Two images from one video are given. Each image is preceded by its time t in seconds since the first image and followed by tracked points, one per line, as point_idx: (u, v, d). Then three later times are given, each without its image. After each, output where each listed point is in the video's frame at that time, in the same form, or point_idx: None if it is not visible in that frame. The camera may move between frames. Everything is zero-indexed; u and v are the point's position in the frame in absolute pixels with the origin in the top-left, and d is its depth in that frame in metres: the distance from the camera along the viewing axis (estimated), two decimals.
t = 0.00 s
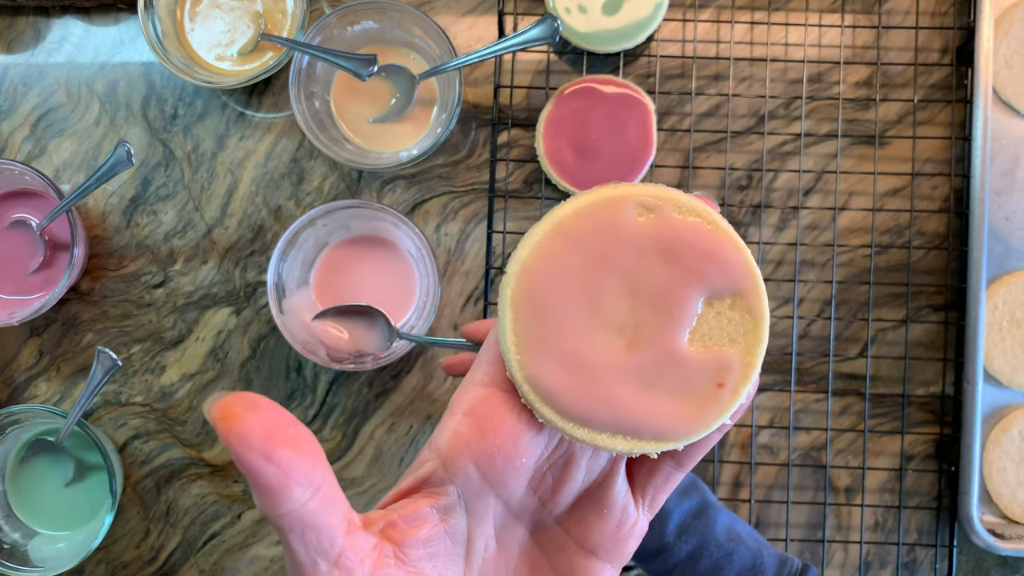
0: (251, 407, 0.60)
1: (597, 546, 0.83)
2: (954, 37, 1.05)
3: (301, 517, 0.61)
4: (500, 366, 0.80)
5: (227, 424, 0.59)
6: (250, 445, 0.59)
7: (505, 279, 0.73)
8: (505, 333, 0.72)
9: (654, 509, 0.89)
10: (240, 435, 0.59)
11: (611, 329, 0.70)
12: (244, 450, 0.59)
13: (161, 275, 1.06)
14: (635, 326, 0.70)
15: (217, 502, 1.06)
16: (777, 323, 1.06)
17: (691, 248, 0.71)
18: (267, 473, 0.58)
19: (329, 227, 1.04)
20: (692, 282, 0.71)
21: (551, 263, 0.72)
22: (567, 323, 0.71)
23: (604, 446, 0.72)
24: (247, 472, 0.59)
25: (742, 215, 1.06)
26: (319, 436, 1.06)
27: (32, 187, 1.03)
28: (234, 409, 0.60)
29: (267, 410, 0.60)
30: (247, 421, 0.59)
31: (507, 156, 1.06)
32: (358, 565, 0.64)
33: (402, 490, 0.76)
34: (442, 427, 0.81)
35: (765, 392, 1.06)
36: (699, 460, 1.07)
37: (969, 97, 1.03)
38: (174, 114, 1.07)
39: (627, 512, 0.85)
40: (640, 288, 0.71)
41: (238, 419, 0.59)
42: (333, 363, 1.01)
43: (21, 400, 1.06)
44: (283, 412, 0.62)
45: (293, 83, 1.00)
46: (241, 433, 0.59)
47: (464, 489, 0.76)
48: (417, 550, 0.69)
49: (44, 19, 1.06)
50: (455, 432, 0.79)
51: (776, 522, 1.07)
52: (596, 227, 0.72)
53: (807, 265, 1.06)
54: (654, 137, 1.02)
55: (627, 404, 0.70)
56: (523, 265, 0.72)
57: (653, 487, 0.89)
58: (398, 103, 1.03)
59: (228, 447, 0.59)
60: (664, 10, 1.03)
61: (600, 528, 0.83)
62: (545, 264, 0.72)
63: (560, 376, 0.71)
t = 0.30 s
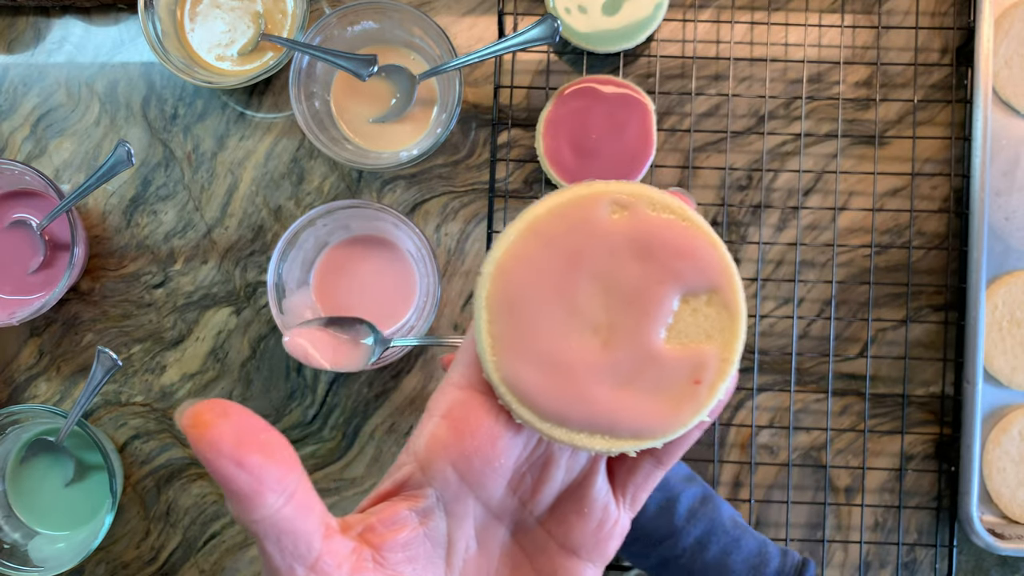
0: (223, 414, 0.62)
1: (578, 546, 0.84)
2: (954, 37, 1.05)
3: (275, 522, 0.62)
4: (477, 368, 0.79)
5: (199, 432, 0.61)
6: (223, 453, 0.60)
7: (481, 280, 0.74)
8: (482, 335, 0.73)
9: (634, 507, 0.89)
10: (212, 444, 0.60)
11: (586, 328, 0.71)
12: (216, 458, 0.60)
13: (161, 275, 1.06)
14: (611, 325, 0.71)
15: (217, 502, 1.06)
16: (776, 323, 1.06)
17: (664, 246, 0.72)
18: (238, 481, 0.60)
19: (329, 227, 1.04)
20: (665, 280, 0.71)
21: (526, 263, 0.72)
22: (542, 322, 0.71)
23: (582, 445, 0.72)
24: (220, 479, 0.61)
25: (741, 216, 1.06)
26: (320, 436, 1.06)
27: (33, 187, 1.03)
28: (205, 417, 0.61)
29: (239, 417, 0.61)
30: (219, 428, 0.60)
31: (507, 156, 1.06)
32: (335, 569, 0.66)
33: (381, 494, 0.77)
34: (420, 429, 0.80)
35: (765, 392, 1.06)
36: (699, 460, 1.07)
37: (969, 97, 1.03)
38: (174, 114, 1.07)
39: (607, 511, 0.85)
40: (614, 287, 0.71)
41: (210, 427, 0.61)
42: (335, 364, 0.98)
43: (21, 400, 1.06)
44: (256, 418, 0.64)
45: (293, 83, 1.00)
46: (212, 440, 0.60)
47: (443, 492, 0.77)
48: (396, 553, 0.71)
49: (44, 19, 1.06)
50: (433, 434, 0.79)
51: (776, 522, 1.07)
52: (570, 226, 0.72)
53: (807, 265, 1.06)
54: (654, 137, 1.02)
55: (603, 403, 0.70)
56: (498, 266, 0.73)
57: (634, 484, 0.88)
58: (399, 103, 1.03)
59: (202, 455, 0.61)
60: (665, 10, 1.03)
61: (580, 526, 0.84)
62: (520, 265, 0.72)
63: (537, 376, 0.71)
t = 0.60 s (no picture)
0: (127, 424, 0.63)
1: (505, 528, 0.82)
2: (954, 37, 1.05)
3: (189, 524, 0.62)
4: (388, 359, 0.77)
5: (101, 443, 0.62)
6: (125, 461, 0.61)
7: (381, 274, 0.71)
8: (386, 327, 0.70)
9: (560, 486, 0.88)
10: (114, 452, 0.61)
11: (489, 310, 0.68)
12: (121, 466, 0.61)
13: (161, 275, 1.06)
14: (512, 305, 0.68)
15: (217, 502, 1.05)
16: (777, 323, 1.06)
17: (559, 223, 0.68)
18: (144, 486, 0.60)
19: (329, 227, 1.04)
20: (562, 256, 0.68)
21: (424, 252, 0.69)
22: (443, 308, 0.68)
23: (494, 427, 0.69)
24: (129, 486, 0.62)
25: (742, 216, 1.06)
26: (319, 436, 1.06)
27: (32, 187, 1.03)
28: (106, 426, 0.62)
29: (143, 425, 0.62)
30: (120, 437, 0.61)
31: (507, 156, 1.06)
32: (257, 569, 0.65)
33: (303, 492, 0.76)
34: (337, 426, 0.80)
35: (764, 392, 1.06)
36: (699, 460, 1.06)
37: (969, 97, 1.03)
38: (174, 114, 1.07)
39: (530, 491, 0.84)
40: (511, 268, 0.68)
41: (111, 435, 0.62)
42: (333, 363, 1.01)
43: (21, 400, 1.06)
44: (162, 427, 0.64)
45: (293, 83, 1.00)
46: (114, 449, 0.61)
47: (362, 485, 0.77)
48: (321, 548, 0.70)
49: (44, 19, 1.06)
50: (349, 430, 0.78)
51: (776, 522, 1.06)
52: (465, 211, 0.69)
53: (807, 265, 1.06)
54: (654, 138, 1.03)
55: (509, 382, 0.68)
56: (395, 257, 0.70)
57: (556, 464, 0.87)
58: (399, 103, 1.03)
59: (107, 465, 0.62)
60: (664, 9, 1.03)
61: (506, 509, 0.82)
62: (417, 254, 0.69)
63: (443, 361, 0.69)
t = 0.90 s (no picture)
0: (173, 378, 0.59)
1: (530, 497, 0.83)
2: (955, 37, 1.04)
3: (233, 482, 0.60)
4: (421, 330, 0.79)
5: (150, 397, 0.57)
6: (175, 415, 0.57)
7: (414, 251, 0.75)
8: (419, 298, 0.74)
9: (581, 458, 0.89)
10: (164, 407, 0.57)
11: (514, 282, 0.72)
12: (169, 420, 0.57)
13: (161, 274, 1.06)
14: (538, 276, 0.72)
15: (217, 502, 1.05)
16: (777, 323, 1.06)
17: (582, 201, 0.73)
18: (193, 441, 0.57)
19: (329, 227, 1.04)
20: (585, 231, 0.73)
21: (455, 228, 0.74)
22: (473, 280, 0.73)
23: (521, 393, 0.73)
24: (174, 440, 0.58)
25: (742, 216, 1.06)
26: (319, 436, 1.06)
27: (32, 187, 1.03)
28: (156, 381, 0.58)
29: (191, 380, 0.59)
30: (168, 391, 0.57)
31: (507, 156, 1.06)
32: (295, 530, 0.64)
33: (336, 459, 0.76)
34: (371, 395, 0.81)
35: (765, 392, 1.06)
36: (699, 460, 1.06)
37: (970, 97, 1.03)
38: (174, 114, 1.07)
39: (554, 461, 0.86)
40: (538, 242, 0.73)
41: (161, 391, 0.57)
42: (333, 363, 1.01)
43: (21, 400, 1.06)
44: (206, 382, 0.61)
45: (293, 83, 1.00)
46: (164, 405, 0.57)
47: (395, 451, 0.77)
48: (354, 513, 0.69)
49: (44, 19, 1.06)
50: (382, 397, 0.79)
51: (776, 523, 1.06)
52: (494, 190, 0.74)
53: (807, 265, 1.06)
54: (654, 137, 1.02)
55: (536, 349, 0.72)
56: (426, 235, 0.74)
57: (578, 434, 0.88)
58: (399, 103, 1.03)
59: (154, 420, 0.58)
60: (665, 9, 1.03)
61: (530, 475, 0.84)
62: (449, 230, 0.74)
63: (473, 330, 0.73)
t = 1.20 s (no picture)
0: (196, 368, 0.60)
1: (545, 490, 0.83)
2: (955, 37, 1.04)
3: (253, 472, 0.61)
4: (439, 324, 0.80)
5: (174, 386, 0.58)
6: (197, 404, 0.58)
7: (433, 245, 0.75)
8: (438, 292, 0.74)
9: (596, 452, 0.88)
10: (187, 396, 0.58)
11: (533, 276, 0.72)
12: (191, 410, 0.58)
13: (161, 275, 1.06)
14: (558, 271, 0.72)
15: (217, 502, 1.05)
16: (777, 323, 1.06)
17: (601, 197, 0.73)
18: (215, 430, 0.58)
19: (329, 227, 1.04)
20: (605, 227, 0.72)
21: (475, 223, 0.74)
22: (491, 275, 0.73)
23: (539, 387, 0.73)
24: (196, 430, 0.59)
25: (742, 216, 1.06)
26: (319, 436, 1.06)
27: (32, 187, 1.03)
28: (179, 371, 0.59)
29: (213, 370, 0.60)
30: (191, 381, 0.58)
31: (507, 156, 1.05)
32: (313, 520, 0.65)
33: (354, 450, 0.76)
34: (389, 387, 0.81)
35: (765, 392, 1.06)
36: (700, 460, 1.06)
37: (970, 97, 1.03)
38: (174, 114, 1.07)
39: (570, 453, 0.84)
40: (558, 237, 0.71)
41: (184, 380, 0.59)
42: (333, 363, 1.01)
43: (21, 400, 1.06)
44: (228, 374, 0.62)
45: (293, 83, 1.00)
46: (187, 393, 0.58)
47: (411, 444, 0.77)
48: (371, 504, 0.70)
49: (44, 19, 1.06)
50: (400, 390, 0.79)
51: (776, 522, 1.06)
52: (514, 185, 0.74)
53: (807, 266, 1.06)
54: (654, 137, 1.02)
55: (555, 344, 0.72)
56: (446, 229, 0.74)
57: (594, 429, 0.88)
58: (399, 103, 1.03)
59: (177, 409, 0.59)
60: (665, 9, 1.03)
61: (547, 469, 0.83)
62: (469, 225, 0.74)
63: (492, 324, 0.73)
